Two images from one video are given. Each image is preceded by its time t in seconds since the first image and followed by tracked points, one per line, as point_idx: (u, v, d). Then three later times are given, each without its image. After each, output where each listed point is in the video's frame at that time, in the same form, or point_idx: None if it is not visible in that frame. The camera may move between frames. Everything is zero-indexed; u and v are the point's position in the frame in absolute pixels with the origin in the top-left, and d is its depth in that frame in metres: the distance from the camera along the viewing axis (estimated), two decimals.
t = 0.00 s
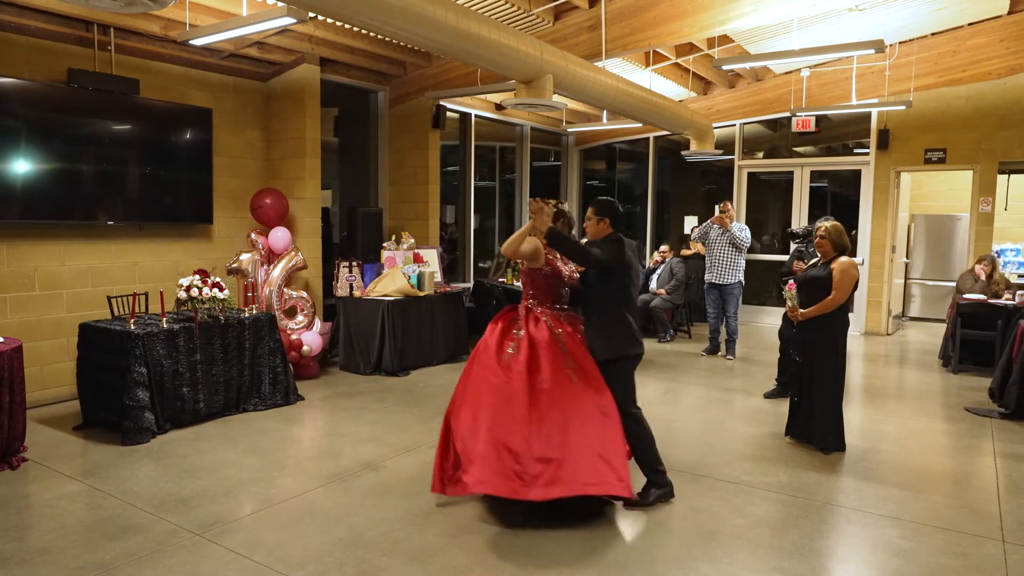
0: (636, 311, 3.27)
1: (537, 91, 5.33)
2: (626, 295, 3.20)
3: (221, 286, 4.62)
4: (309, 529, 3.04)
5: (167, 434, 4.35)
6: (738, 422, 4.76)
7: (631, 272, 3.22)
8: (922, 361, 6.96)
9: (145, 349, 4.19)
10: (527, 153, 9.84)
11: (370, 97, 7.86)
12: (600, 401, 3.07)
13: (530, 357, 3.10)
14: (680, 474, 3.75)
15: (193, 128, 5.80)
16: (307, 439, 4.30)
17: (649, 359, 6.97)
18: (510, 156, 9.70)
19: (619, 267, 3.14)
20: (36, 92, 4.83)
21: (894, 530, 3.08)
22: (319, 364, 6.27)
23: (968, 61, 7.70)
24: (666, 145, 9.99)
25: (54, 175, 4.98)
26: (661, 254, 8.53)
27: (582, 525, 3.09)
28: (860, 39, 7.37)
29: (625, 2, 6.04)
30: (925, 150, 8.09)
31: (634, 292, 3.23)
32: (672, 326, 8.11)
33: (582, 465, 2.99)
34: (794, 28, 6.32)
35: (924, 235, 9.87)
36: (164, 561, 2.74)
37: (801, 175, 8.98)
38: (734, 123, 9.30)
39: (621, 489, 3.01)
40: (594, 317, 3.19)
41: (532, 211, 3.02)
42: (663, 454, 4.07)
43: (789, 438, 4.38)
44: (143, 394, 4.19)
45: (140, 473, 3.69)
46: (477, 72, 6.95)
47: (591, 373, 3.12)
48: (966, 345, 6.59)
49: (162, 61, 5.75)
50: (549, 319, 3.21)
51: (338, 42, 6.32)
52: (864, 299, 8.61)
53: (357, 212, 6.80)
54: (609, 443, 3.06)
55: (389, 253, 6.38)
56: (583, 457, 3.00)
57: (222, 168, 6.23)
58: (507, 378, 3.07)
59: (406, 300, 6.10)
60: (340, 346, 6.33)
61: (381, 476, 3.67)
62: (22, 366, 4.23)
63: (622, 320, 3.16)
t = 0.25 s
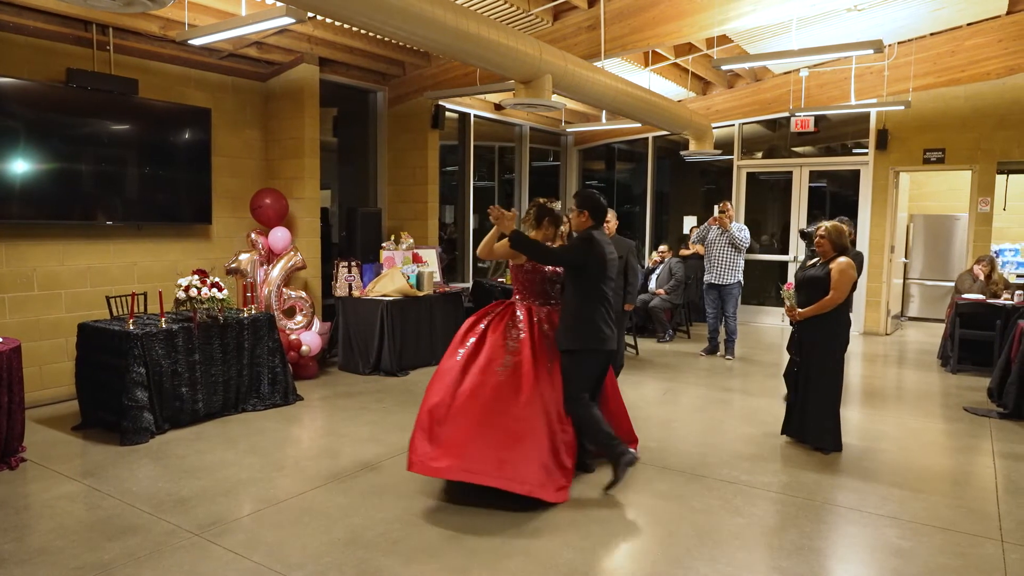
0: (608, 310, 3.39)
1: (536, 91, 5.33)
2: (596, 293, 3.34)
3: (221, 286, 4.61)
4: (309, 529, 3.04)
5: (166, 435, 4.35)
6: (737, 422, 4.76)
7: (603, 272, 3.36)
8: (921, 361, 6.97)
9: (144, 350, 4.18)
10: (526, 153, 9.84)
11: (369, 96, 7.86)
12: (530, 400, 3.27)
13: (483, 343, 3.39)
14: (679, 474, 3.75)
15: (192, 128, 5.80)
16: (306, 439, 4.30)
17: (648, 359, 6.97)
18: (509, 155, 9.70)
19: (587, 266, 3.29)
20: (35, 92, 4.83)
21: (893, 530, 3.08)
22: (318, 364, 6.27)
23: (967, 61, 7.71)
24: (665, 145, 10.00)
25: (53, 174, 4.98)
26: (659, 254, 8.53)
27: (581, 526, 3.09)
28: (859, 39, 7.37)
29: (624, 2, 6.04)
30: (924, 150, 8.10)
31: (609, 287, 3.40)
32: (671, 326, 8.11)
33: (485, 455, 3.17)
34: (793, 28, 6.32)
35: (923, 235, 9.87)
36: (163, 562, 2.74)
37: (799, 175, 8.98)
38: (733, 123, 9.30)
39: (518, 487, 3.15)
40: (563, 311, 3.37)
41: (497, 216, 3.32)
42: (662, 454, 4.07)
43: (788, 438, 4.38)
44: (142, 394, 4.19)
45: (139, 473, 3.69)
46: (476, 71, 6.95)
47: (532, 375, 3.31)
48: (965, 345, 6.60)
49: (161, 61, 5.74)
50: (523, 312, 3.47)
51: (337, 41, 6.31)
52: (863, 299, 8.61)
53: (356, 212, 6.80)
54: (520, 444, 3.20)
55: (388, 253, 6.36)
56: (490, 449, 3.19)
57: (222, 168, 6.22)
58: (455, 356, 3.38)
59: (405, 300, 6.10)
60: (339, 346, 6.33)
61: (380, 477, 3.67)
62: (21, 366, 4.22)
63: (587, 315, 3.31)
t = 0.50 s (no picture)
0: (586, 306, 3.53)
1: (533, 91, 5.33)
2: (574, 288, 3.51)
3: (219, 287, 4.60)
4: (306, 529, 3.04)
5: (164, 435, 4.35)
6: (735, 422, 4.77)
7: (583, 268, 3.51)
8: (918, 360, 6.98)
9: (141, 350, 4.18)
10: (525, 153, 9.84)
11: (367, 97, 7.87)
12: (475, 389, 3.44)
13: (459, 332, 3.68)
14: (677, 474, 3.76)
15: (190, 128, 5.80)
16: (304, 439, 4.30)
17: (646, 359, 6.97)
18: (507, 156, 9.71)
19: (564, 260, 3.46)
20: (33, 92, 4.82)
21: (891, 530, 3.08)
22: (316, 364, 6.26)
23: (964, 62, 7.72)
24: (663, 145, 10.00)
25: (51, 174, 4.97)
26: (657, 254, 8.53)
27: (578, 526, 3.09)
28: (857, 39, 7.37)
29: (622, 2, 6.04)
30: (922, 150, 8.12)
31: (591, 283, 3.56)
32: (668, 326, 8.12)
33: (423, 436, 3.41)
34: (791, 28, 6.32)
35: (920, 235, 9.89)
36: (161, 562, 2.74)
37: (797, 174, 8.98)
38: (731, 123, 9.31)
39: (438, 474, 3.34)
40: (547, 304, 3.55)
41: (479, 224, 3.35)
42: (660, 454, 4.08)
43: (785, 438, 4.39)
44: (140, 395, 4.18)
45: (136, 474, 3.68)
46: (475, 71, 6.95)
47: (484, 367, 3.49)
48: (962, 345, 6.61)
49: (158, 61, 5.74)
50: (505, 304, 3.68)
51: (334, 41, 6.31)
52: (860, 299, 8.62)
53: (354, 212, 6.79)
54: (454, 433, 3.38)
55: (386, 253, 6.35)
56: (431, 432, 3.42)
57: (220, 168, 6.22)
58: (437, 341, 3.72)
59: (403, 300, 6.10)
60: (336, 346, 6.33)
61: (377, 477, 3.67)
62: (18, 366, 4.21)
63: (569, 309, 3.48)
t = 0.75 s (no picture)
0: (567, 302, 3.55)
1: (533, 91, 5.33)
2: (554, 285, 3.54)
3: (218, 287, 4.60)
4: (306, 529, 3.04)
5: (164, 435, 4.35)
6: (735, 422, 4.77)
7: (564, 265, 3.52)
8: (918, 360, 6.98)
9: (141, 350, 4.18)
10: (524, 153, 9.85)
11: (366, 96, 7.87)
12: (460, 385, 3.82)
13: (459, 322, 4.03)
14: (676, 474, 3.76)
15: (189, 128, 5.79)
16: (303, 439, 4.30)
17: (645, 359, 6.98)
18: (507, 156, 9.71)
19: (541, 258, 3.49)
20: (32, 92, 4.82)
21: (890, 530, 3.08)
22: (316, 364, 6.27)
23: (963, 62, 7.73)
24: (662, 145, 10.00)
25: (50, 174, 4.97)
26: (657, 254, 8.54)
27: (578, 525, 3.09)
28: (856, 39, 7.37)
29: (622, 2, 6.04)
30: (921, 150, 8.12)
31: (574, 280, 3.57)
32: (668, 326, 8.12)
33: (414, 415, 3.93)
34: (790, 28, 6.32)
35: (919, 235, 9.90)
36: (161, 562, 2.74)
37: (796, 174, 8.98)
38: (730, 123, 9.31)
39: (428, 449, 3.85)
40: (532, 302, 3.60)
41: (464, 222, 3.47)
42: (660, 454, 4.08)
43: (785, 438, 4.40)
44: (139, 395, 4.18)
45: (136, 474, 3.68)
46: (474, 71, 6.95)
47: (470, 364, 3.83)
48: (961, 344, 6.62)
49: (158, 61, 5.74)
50: (501, 298, 3.94)
51: (334, 41, 6.30)
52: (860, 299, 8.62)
53: (353, 212, 6.79)
54: (436, 415, 3.84)
55: (386, 253, 6.35)
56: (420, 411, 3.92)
57: (219, 169, 6.22)
58: (442, 327, 4.12)
59: (403, 300, 6.10)
60: (336, 346, 6.33)
61: (377, 477, 3.67)
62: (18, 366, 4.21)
63: (550, 307, 3.52)
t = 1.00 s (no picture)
0: (560, 301, 3.52)
1: (533, 91, 5.33)
2: (545, 285, 3.52)
3: (218, 287, 4.60)
4: (306, 529, 3.04)
5: (163, 435, 4.35)
6: (735, 422, 4.77)
7: (558, 265, 3.52)
8: (918, 360, 6.98)
9: (140, 350, 4.18)
10: (523, 153, 9.84)
11: (366, 96, 7.87)
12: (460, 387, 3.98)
13: (464, 323, 4.16)
14: (676, 474, 3.76)
15: (189, 128, 5.80)
16: (303, 439, 4.30)
17: (645, 359, 6.97)
18: (507, 156, 9.71)
19: (534, 258, 3.49)
20: (32, 92, 4.82)
21: (890, 530, 3.08)
22: (316, 364, 6.27)
23: (963, 62, 7.73)
24: (662, 145, 10.00)
25: (50, 174, 4.97)
26: (657, 254, 8.53)
27: (578, 525, 3.09)
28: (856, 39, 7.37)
29: (622, 2, 6.04)
30: (921, 150, 8.17)
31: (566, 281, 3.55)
32: (668, 326, 8.11)
33: (425, 410, 4.15)
34: (790, 28, 6.32)
35: (919, 235, 9.90)
36: (160, 562, 2.74)
37: (796, 174, 8.98)
38: (730, 123, 9.31)
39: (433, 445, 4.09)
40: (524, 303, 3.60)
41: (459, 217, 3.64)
42: (660, 454, 4.08)
43: (785, 438, 4.40)
44: (139, 395, 4.18)
45: (136, 474, 3.68)
46: (474, 71, 6.95)
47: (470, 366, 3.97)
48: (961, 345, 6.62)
49: (157, 61, 5.74)
50: (501, 302, 4.04)
51: (334, 41, 6.30)
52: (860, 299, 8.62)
53: (353, 212, 6.79)
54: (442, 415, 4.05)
55: (386, 253, 6.35)
56: (432, 406, 4.12)
57: (219, 169, 6.22)
58: (449, 326, 4.26)
59: (402, 300, 6.10)
60: (336, 346, 6.33)
61: (377, 476, 3.67)
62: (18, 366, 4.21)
63: (540, 306, 3.51)
